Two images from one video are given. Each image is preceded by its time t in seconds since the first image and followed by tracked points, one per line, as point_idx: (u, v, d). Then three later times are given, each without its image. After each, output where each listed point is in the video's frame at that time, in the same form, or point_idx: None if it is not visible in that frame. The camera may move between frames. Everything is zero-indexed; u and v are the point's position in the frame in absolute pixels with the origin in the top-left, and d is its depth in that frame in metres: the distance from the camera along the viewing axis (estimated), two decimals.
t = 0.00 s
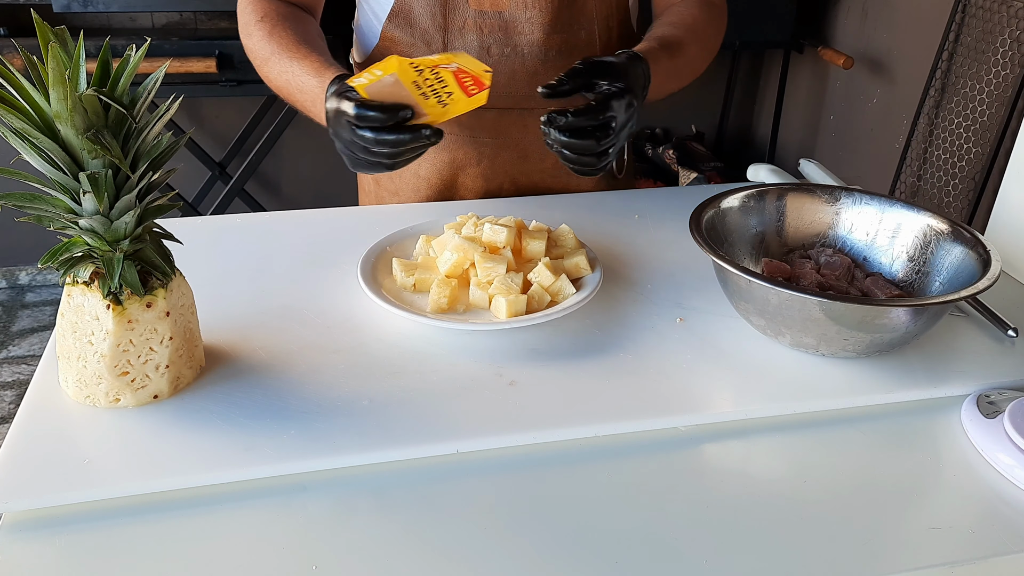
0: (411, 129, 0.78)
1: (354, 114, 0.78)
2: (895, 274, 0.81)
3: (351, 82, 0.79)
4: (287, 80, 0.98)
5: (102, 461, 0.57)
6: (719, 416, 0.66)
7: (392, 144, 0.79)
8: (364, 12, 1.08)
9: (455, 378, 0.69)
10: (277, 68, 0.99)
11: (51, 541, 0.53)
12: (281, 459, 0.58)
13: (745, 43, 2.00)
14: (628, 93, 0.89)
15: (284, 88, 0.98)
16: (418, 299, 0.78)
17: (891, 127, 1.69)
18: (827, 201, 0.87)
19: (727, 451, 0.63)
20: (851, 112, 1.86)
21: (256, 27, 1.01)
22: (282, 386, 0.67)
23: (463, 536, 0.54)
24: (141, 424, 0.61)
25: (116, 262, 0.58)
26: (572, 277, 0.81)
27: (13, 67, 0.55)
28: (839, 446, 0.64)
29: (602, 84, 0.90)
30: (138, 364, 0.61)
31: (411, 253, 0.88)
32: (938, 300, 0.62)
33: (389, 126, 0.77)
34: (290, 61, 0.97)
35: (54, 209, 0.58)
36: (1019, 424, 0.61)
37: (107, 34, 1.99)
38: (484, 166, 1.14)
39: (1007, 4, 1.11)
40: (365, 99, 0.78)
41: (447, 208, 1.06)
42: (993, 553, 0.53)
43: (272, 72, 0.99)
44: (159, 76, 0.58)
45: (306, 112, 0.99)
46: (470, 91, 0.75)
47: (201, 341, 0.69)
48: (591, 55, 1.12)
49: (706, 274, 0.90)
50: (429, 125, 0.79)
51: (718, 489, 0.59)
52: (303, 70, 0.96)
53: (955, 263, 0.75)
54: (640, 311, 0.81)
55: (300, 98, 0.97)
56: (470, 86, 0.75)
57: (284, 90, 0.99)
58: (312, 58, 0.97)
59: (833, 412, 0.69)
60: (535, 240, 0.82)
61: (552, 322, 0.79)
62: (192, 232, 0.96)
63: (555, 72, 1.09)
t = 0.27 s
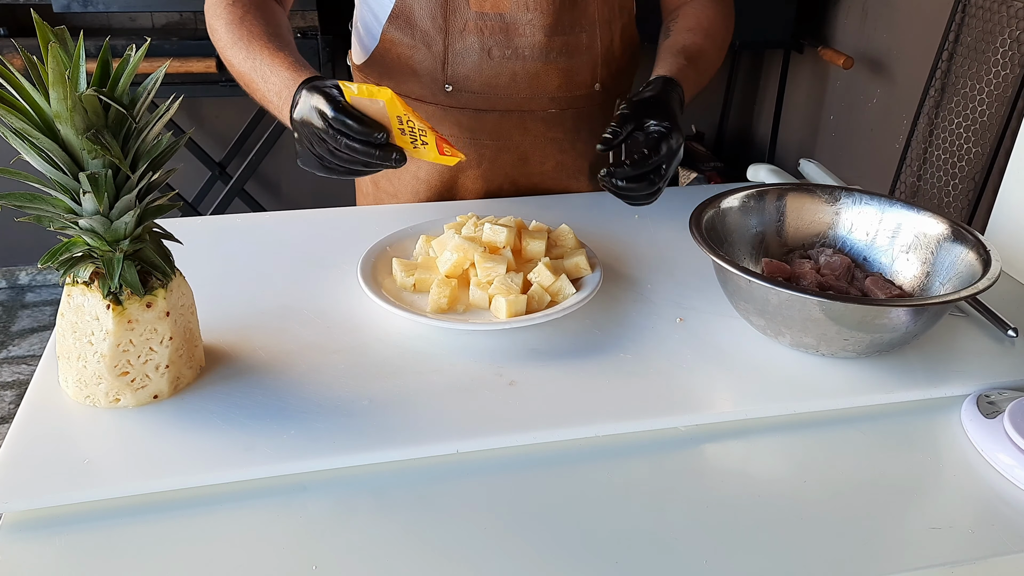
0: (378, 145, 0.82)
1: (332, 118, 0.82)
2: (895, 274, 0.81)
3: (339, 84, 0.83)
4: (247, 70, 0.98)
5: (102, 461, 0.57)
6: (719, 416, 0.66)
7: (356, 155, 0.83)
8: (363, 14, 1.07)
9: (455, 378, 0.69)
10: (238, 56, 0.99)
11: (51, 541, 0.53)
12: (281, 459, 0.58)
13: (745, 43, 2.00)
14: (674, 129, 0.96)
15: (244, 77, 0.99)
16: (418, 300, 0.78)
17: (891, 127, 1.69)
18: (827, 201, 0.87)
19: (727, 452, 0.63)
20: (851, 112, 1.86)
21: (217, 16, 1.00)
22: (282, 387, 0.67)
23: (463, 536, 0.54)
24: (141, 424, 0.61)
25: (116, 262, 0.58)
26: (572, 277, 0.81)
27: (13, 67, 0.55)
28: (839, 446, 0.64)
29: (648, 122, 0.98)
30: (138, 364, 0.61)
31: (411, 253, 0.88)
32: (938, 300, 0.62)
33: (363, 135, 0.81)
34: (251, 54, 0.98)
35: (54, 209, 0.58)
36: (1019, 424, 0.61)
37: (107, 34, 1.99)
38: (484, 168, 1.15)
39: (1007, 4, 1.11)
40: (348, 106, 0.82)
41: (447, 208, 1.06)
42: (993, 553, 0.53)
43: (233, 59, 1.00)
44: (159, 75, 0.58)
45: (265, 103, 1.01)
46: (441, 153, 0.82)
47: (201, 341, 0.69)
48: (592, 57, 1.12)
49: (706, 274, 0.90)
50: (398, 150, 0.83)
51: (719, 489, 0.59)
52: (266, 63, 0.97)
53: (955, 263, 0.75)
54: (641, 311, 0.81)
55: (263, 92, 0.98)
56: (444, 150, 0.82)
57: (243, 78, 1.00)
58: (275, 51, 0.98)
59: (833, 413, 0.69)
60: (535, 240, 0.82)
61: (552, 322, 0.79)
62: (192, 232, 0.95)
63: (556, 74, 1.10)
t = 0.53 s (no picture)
0: (371, 136, 0.83)
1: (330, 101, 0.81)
2: (896, 274, 0.81)
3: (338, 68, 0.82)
4: (240, 62, 0.98)
5: (102, 461, 0.57)
6: (719, 416, 0.66)
7: (345, 142, 0.83)
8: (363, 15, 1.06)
9: (455, 378, 0.69)
10: (230, 47, 0.99)
11: (51, 540, 0.53)
12: (281, 459, 0.58)
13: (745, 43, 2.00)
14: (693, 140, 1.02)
15: (237, 68, 0.99)
16: (418, 300, 0.78)
17: (891, 127, 1.69)
18: (827, 201, 0.87)
19: (727, 452, 0.63)
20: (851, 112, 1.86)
21: (208, 4, 1.00)
22: (282, 387, 0.67)
23: (463, 537, 0.54)
24: (141, 424, 0.61)
25: (116, 262, 0.58)
26: (572, 277, 0.81)
27: (13, 67, 0.55)
28: (839, 446, 0.64)
29: (667, 132, 1.03)
30: (138, 364, 0.61)
31: (411, 254, 0.88)
32: (938, 300, 0.62)
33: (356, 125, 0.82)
34: (243, 43, 0.98)
35: (54, 209, 0.58)
36: (1019, 424, 0.61)
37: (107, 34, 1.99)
38: (485, 168, 1.15)
39: (1007, 4, 1.11)
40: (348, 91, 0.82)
41: (447, 208, 1.06)
42: (993, 553, 0.53)
43: (225, 50, 0.99)
44: (159, 75, 0.58)
45: (256, 94, 1.01)
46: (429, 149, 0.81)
47: (201, 341, 0.69)
48: (594, 59, 1.12)
49: (706, 274, 0.90)
50: (388, 144, 0.84)
51: (718, 489, 0.59)
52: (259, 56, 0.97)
53: (955, 263, 0.75)
54: (641, 311, 0.81)
55: (252, 82, 0.98)
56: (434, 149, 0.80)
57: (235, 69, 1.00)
58: (269, 44, 0.98)
59: (833, 413, 0.69)
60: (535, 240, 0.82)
61: (552, 322, 0.79)
62: (192, 232, 0.95)
63: (558, 75, 1.10)
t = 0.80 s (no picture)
0: (393, 126, 0.84)
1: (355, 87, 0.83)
2: (895, 274, 0.81)
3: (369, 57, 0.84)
4: (247, 60, 0.99)
5: (102, 461, 0.57)
6: (719, 416, 0.66)
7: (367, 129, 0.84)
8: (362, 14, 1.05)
9: (455, 378, 0.69)
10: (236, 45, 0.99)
11: (51, 540, 0.53)
12: (280, 459, 0.58)
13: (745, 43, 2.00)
14: (698, 139, 1.01)
15: (244, 65, 1.00)
16: (418, 300, 0.78)
17: (891, 126, 1.69)
18: (827, 201, 0.87)
19: (727, 451, 0.63)
20: (851, 113, 1.86)
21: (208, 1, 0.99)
22: (282, 387, 0.67)
23: (463, 537, 0.54)
24: (141, 424, 0.61)
25: (116, 262, 0.58)
26: (572, 277, 0.81)
27: (13, 67, 0.55)
28: (839, 446, 0.64)
29: (672, 133, 1.03)
30: (138, 364, 0.61)
31: (411, 254, 0.88)
32: (938, 300, 0.62)
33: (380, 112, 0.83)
34: (249, 41, 0.98)
35: (54, 209, 0.58)
36: (1019, 424, 0.61)
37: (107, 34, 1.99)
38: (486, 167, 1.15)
39: (1007, 4, 1.11)
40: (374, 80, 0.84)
41: (447, 207, 1.05)
42: (993, 553, 0.53)
43: (230, 47, 0.99)
44: (159, 75, 0.58)
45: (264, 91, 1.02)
46: (453, 144, 0.84)
47: (201, 341, 0.69)
48: (595, 58, 1.12)
49: (706, 274, 0.90)
50: (408, 137, 0.85)
51: (718, 489, 0.59)
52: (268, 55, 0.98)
53: (954, 263, 0.75)
54: (641, 310, 0.81)
55: (260, 79, 0.99)
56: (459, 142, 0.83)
57: (241, 66, 1.01)
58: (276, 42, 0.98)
59: (833, 413, 0.69)
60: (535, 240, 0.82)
61: (552, 322, 0.79)
62: (192, 232, 0.95)
63: (559, 74, 1.10)
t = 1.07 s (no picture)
0: (428, 122, 0.83)
1: (391, 83, 0.82)
2: (895, 274, 0.81)
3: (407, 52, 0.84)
4: (260, 61, 0.99)
5: (102, 461, 0.57)
6: (719, 416, 0.66)
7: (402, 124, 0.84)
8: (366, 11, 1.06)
9: (455, 378, 0.69)
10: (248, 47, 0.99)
11: (51, 540, 0.53)
12: (280, 459, 0.58)
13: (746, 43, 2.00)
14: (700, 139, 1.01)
15: (257, 66, 1.00)
16: (418, 300, 0.78)
17: (891, 126, 1.69)
18: (827, 202, 0.87)
19: (727, 451, 0.63)
20: (851, 112, 1.86)
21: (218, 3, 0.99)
22: (283, 387, 0.67)
23: (463, 537, 0.54)
24: (142, 424, 0.61)
25: (116, 262, 0.58)
26: (572, 277, 0.81)
27: (13, 67, 0.55)
28: (839, 446, 0.64)
29: (674, 132, 1.03)
30: (138, 364, 0.61)
31: (410, 254, 0.88)
32: (938, 300, 0.62)
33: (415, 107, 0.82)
34: (263, 41, 0.98)
35: (54, 209, 0.58)
36: (1019, 424, 0.61)
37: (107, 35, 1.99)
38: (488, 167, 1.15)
39: (1007, 4, 1.11)
40: (409, 75, 0.83)
41: (448, 207, 1.05)
42: (993, 553, 0.53)
43: (242, 49, 0.99)
44: (159, 75, 0.58)
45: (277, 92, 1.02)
46: (488, 141, 0.84)
47: (201, 341, 0.69)
48: (598, 58, 1.12)
49: (706, 274, 0.90)
50: (443, 133, 0.84)
51: (719, 489, 0.59)
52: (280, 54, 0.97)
53: (955, 263, 0.75)
54: (641, 310, 0.81)
55: (276, 80, 0.99)
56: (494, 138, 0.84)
57: (254, 68, 1.01)
58: (288, 41, 0.98)
59: (833, 413, 0.69)
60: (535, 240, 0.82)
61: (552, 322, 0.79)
62: (192, 232, 0.95)
63: (563, 74, 1.10)
